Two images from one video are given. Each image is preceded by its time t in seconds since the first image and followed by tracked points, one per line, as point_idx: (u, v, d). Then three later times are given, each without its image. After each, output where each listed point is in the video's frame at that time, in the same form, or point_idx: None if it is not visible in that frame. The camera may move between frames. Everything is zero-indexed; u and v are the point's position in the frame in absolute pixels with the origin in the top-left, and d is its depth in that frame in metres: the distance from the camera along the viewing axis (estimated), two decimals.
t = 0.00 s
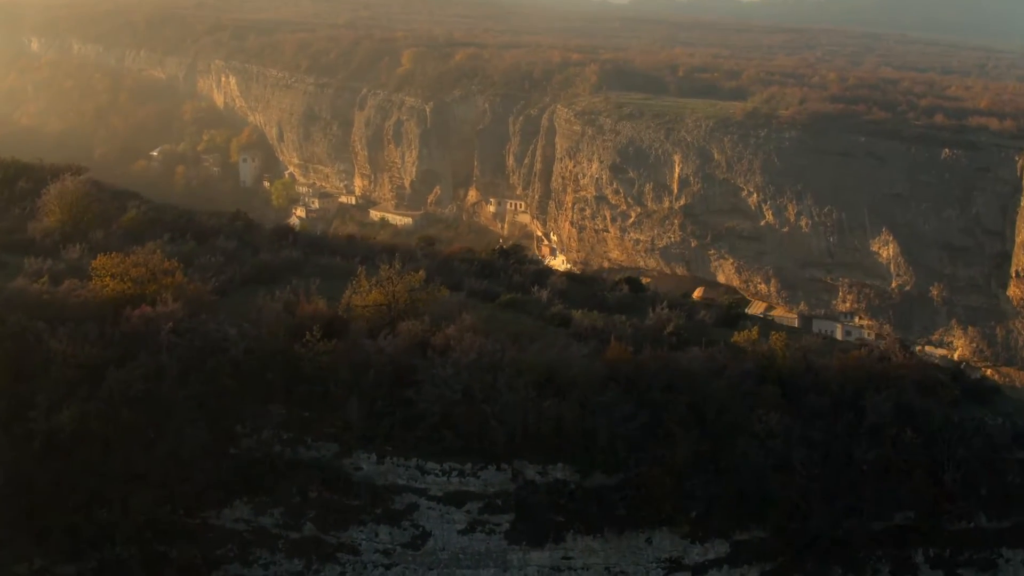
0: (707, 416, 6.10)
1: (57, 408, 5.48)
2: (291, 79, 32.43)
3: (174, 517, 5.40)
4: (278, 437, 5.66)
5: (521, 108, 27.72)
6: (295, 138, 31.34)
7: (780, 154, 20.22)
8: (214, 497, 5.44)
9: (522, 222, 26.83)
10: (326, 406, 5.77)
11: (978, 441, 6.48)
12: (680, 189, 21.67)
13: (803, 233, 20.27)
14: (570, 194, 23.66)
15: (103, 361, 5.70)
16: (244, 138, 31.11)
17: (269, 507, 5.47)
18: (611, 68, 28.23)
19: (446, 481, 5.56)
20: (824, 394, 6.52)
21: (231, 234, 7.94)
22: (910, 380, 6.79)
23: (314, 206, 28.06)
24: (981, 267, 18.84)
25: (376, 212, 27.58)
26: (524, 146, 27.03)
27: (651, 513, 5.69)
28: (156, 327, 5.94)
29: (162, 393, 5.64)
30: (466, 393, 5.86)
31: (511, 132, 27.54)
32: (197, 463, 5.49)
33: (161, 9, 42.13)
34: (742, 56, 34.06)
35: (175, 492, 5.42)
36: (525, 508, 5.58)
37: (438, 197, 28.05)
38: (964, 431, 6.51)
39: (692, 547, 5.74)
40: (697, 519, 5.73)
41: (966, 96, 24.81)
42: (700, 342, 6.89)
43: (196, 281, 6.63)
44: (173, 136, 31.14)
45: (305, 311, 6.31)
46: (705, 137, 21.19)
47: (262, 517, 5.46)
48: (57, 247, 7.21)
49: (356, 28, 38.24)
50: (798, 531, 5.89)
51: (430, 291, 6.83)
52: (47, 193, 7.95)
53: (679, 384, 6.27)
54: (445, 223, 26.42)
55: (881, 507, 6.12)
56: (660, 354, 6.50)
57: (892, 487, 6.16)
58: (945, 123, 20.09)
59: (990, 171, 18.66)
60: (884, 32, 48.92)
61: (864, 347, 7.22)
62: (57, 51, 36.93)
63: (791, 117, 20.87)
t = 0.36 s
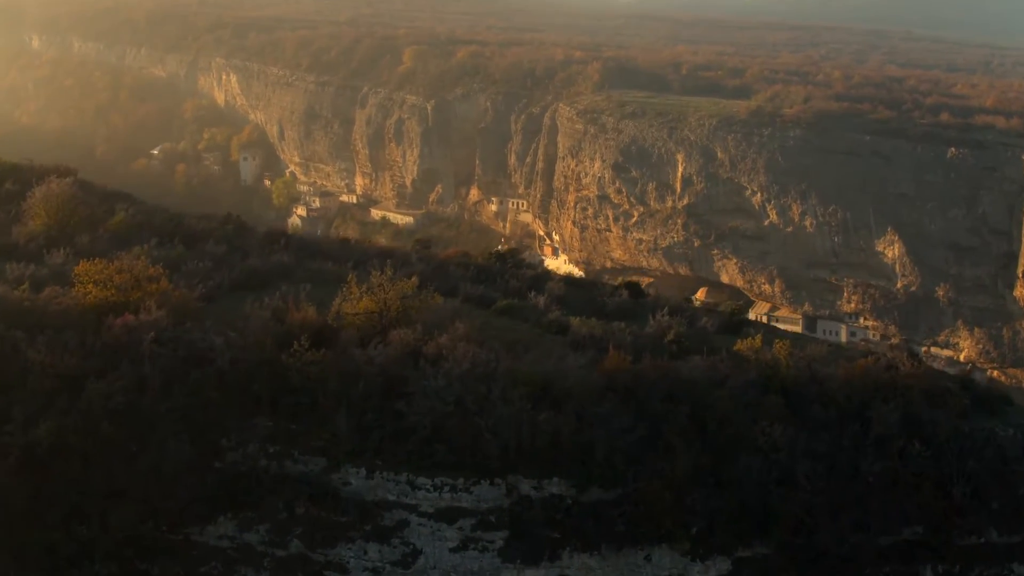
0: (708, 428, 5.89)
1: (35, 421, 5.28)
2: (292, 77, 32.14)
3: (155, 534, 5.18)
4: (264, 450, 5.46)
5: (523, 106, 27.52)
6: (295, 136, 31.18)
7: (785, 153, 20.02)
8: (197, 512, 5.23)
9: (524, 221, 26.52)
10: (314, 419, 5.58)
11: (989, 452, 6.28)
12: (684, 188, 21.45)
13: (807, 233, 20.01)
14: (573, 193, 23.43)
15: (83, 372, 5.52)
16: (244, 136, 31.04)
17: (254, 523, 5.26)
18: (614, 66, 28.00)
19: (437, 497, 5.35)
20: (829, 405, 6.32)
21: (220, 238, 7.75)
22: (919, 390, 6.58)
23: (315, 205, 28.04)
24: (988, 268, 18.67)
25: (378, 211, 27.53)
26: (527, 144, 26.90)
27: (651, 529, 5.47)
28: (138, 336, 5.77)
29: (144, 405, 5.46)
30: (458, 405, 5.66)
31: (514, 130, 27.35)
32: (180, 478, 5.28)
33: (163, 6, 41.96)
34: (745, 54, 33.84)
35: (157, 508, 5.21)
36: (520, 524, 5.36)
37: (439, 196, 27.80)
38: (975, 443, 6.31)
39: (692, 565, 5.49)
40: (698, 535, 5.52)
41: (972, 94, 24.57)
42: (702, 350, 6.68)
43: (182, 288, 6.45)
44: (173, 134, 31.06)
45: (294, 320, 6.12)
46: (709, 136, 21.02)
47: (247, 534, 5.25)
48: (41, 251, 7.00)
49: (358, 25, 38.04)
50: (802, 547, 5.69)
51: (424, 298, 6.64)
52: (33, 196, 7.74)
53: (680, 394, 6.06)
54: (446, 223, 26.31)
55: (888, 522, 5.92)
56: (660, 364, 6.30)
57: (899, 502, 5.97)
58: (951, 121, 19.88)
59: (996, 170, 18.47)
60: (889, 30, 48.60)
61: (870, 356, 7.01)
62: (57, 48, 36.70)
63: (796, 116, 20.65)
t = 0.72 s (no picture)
0: (709, 442, 5.69)
1: (10, 434, 5.09)
2: (293, 75, 31.94)
3: (134, 552, 4.99)
4: (249, 465, 5.27)
5: (524, 105, 27.30)
6: (297, 135, 30.88)
7: (789, 152, 19.80)
8: (178, 529, 5.04)
9: (526, 220, 26.29)
10: (300, 432, 5.39)
11: (1000, 465, 6.04)
12: (687, 188, 21.23)
13: (811, 232, 19.79)
14: (574, 191, 23.17)
15: (60, 384, 5.32)
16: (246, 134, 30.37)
17: (238, 541, 5.07)
18: (616, 64, 27.78)
19: (427, 515, 5.15)
20: (833, 416, 6.11)
21: (209, 242, 7.56)
22: (926, 401, 6.37)
23: (316, 204, 27.89)
24: (994, 268, 18.49)
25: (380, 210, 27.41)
26: (528, 143, 26.77)
27: (648, 547, 5.29)
28: (118, 347, 5.57)
29: (122, 419, 5.25)
30: (449, 418, 5.45)
31: (515, 129, 27.17)
32: (161, 494, 5.08)
33: (164, 3, 41.77)
34: (749, 52, 33.60)
35: (136, 525, 5.01)
36: (513, 542, 5.15)
37: (441, 195, 27.36)
38: (985, 456, 6.08)
39: None
40: (697, 554, 5.35)
41: (977, 93, 24.35)
42: (702, 360, 6.47)
43: (166, 295, 6.27)
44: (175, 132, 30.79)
45: (281, 329, 5.92)
46: (712, 135, 20.80)
47: (230, 552, 5.06)
48: (24, 257, 6.81)
49: (359, 23, 37.86)
50: (805, 566, 5.48)
51: (416, 305, 6.45)
52: (17, 199, 7.55)
53: (681, 405, 5.85)
54: (449, 221, 25.99)
55: (895, 539, 5.70)
56: (659, 374, 6.09)
57: (906, 518, 5.74)
58: (956, 119, 19.70)
59: (1003, 169, 18.27)
60: (893, 28, 48.30)
61: (877, 365, 6.79)
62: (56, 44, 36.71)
63: (800, 114, 20.42)
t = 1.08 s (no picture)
0: (710, 456, 5.48)
1: None
2: (293, 73, 32.17)
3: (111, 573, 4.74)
4: (231, 481, 5.04)
5: (526, 103, 26.63)
6: (298, 133, 31.13)
7: (793, 150, 19.57)
8: (157, 547, 4.80)
9: (528, 220, 26.15)
10: (286, 447, 5.18)
11: (1011, 480, 5.83)
12: (689, 187, 20.93)
13: (815, 232, 19.55)
14: (577, 191, 23.17)
15: (36, 397, 5.12)
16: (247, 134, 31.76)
17: (219, 561, 4.82)
18: (619, 61, 27.48)
19: (416, 533, 4.90)
20: (839, 429, 5.92)
21: (197, 246, 7.38)
22: (937, 414, 6.16)
23: (317, 202, 28.39)
24: (1000, 268, 18.06)
25: (380, 208, 28.10)
26: (530, 141, 26.04)
27: (647, 567, 5.01)
28: (97, 358, 5.39)
29: (100, 432, 5.06)
30: (440, 433, 5.22)
31: (517, 127, 26.55)
32: (139, 512, 4.86)
33: None
34: (753, 49, 33.35)
35: (113, 543, 4.78)
36: (505, 561, 4.89)
37: (442, 193, 27.62)
38: (995, 471, 5.86)
39: None
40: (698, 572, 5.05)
41: (984, 91, 24.07)
42: (703, 370, 6.26)
43: (150, 304, 6.09)
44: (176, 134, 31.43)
45: (267, 338, 5.73)
46: (715, 134, 20.54)
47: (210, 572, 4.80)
48: (5, 263, 6.59)
49: (361, 20, 37.68)
50: None
51: (408, 314, 6.21)
52: None
53: (680, 416, 5.66)
54: (447, 223, 26.75)
55: (905, 556, 5.41)
56: (659, 386, 5.89)
57: (914, 534, 5.48)
58: (963, 118, 19.41)
59: (1010, 168, 17.77)
60: (898, 25, 48.03)
61: (884, 376, 6.58)
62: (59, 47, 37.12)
63: (804, 112, 20.15)
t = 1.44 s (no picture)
0: (712, 471, 5.28)
1: None
2: (294, 70, 31.98)
3: None
4: (214, 498, 4.84)
5: (528, 101, 26.45)
6: (298, 130, 30.92)
7: (797, 149, 19.33)
8: (136, 567, 4.58)
9: (530, 218, 25.89)
10: (271, 462, 4.99)
11: None
12: (692, 186, 20.71)
13: (819, 231, 19.30)
14: (579, 189, 22.99)
15: (11, 410, 4.91)
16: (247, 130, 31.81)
17: None
18: (622, 58, 27.23)
19: (405, 553, 4.71)
20: (845, 442, 5.71)
21: (184, 250, 7.17)
22: (948, 426, 5.95)
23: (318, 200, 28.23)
24: (1007, 268, 17.73)
25: (381, 206, 27.92)
26: (532, 139, 25.84)
27: None
28: (75, 369, 5.18)
29: (76, 448, 4.86)
30: (431, 448, 5.01)
31: (519, 125, 26.33)
32: (117, 531, 4.65)
33: None
34: (757, 46, 33.05)
35: (89, 564, 4.55)
36: None
37: (443, 191, 27.42)
38: (1006, 486, 5.66)
39: None
40: None
41: (990, 89, 23.81)
42: (705, 381, 6.05)
43: (133, 312, 5.88)
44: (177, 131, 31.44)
45: (254, 348, 5.53)
46: (718, 132, 20.31)
47: None
48: None
49: (362, 17, 37.47)
50: None
51: (399, 323, 5.99)
52: None
53: (681, 430, 5.44)
54: (449, 221, 26.48)
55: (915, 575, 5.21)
56: (659, 398, 5.68)
57: (924, 552, 5.29)
58: (968, 116, 19.17)
59: (1016, 167, 17.57)
60: (904, 22, 47.69)
61: (892, 386, 6.36)
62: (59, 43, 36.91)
63: (808, 111, 19.94)
